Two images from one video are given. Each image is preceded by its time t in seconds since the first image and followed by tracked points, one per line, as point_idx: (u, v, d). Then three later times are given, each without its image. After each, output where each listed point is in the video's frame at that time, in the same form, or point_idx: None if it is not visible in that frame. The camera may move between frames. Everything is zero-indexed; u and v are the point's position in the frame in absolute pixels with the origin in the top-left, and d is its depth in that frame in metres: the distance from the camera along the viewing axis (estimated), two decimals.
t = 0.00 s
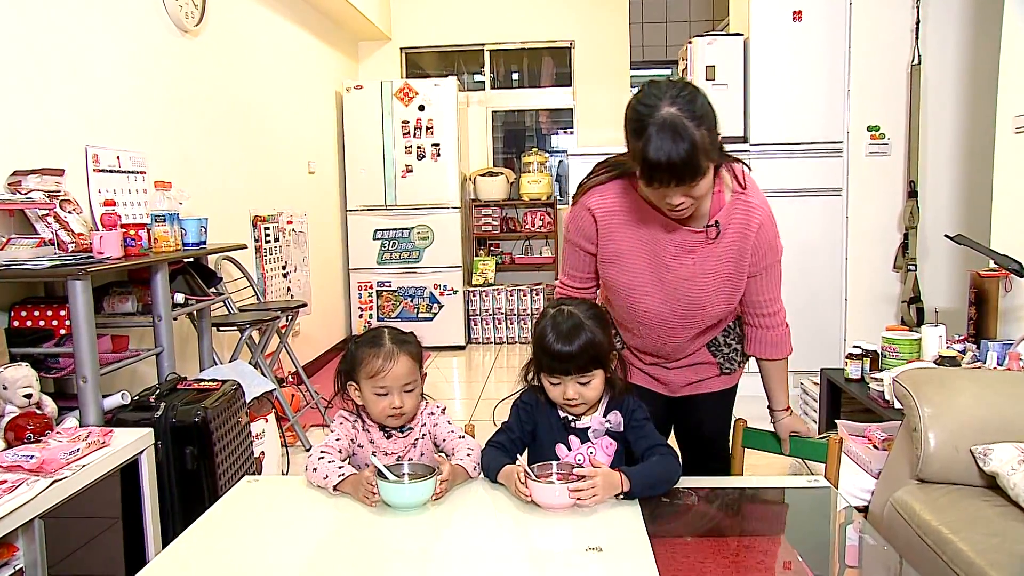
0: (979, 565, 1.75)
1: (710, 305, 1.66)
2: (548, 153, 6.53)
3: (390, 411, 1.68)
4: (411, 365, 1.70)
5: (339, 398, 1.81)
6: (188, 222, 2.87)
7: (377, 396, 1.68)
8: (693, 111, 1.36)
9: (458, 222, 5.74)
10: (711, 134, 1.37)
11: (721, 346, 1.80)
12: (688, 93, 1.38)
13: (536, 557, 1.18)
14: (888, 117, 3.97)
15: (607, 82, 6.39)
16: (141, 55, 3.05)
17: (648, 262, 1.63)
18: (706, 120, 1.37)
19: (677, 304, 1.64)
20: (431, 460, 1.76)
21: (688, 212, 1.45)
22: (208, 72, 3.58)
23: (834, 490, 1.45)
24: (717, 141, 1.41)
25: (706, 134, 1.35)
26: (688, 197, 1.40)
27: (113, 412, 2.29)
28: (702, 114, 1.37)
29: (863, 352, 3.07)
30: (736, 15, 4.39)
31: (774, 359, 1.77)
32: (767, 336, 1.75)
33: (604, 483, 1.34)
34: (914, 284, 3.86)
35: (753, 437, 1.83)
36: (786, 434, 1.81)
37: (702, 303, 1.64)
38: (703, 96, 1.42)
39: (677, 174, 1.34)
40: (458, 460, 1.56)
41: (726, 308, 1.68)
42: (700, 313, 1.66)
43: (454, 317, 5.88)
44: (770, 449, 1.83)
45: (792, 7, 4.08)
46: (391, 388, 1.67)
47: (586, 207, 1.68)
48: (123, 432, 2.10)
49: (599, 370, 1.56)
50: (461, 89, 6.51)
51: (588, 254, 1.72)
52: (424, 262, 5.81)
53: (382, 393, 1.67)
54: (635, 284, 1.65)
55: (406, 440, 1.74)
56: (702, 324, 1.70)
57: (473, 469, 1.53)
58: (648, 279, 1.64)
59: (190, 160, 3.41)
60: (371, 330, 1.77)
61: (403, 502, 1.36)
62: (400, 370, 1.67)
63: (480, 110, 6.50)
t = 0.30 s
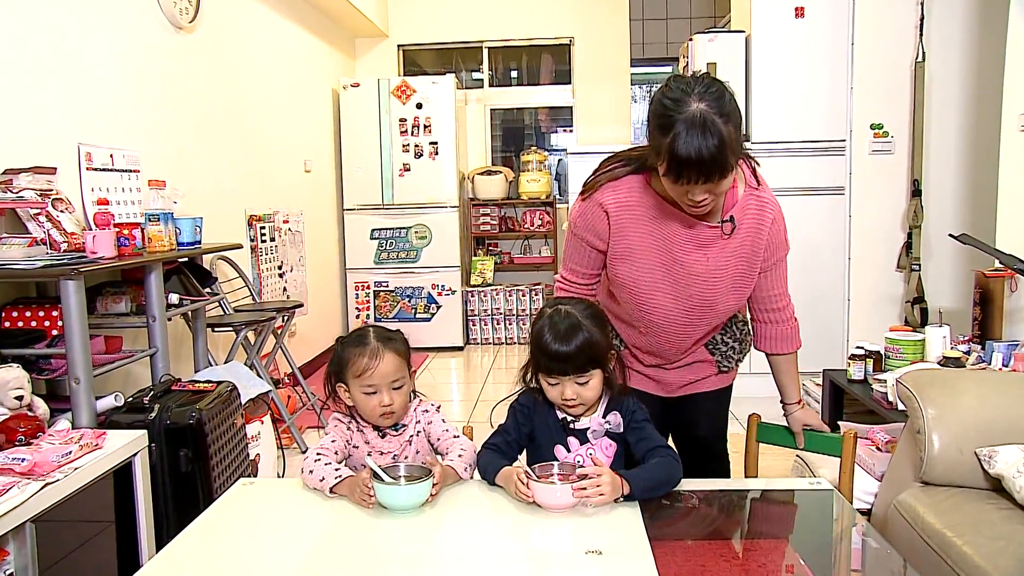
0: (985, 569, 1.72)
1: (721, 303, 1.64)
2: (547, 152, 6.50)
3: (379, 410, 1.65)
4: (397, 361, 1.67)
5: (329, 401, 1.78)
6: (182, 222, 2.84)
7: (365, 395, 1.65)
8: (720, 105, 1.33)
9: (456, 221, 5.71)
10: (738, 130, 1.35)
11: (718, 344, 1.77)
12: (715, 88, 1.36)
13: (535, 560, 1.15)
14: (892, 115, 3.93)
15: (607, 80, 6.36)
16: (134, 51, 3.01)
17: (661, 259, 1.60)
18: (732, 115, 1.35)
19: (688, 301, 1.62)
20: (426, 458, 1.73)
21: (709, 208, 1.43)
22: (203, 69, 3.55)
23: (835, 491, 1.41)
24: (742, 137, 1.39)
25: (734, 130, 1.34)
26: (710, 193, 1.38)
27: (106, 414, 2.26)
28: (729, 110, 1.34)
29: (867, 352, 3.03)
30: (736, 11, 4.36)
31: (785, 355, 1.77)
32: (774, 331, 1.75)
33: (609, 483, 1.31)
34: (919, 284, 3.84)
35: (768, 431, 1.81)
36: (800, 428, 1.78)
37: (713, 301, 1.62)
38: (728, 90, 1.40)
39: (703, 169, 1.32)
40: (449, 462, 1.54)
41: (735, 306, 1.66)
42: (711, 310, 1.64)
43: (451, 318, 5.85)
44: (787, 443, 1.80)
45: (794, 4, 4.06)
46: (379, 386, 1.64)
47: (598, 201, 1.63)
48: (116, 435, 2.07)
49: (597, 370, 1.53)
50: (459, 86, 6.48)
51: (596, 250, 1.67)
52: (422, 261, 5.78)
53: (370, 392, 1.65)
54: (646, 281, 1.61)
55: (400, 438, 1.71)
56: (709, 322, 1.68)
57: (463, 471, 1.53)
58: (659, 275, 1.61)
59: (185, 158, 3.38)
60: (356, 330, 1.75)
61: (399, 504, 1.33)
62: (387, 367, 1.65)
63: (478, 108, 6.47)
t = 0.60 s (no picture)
0: (988, 571, 1.70)
1: (712, 308, 1.62)
2: (546, 150, 6.48)
3: (371, 406, 1.63)
4: (386, 357, 1.65)
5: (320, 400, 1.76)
6: (177, 221, 2.82)
7: (356, 392, 1.63)
8: (716, 104, 1.31)
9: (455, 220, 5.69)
10: (733, 129, 1.33)
11: (702, 348, 1.75)
12: (712, 87, 1.34)
13: (534, 561, 1.14)
14: (893, 114, 3.91)
15: (606, 78, 6.34)
16: (129, 48, 3.00)
17: (652, 259, 1.58)
18: (728, 114, 1.33)
19: (676, 304, 1.60)
20: (420, 454, 1.72)
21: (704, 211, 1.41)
22: (199, 66, 3.53)
23: (835, 490, 1.40)
24: (738, 137, 1.36)
25: (729, 130, 1.31)
26: (703, 193, 1.35)
27: (101, 415, 2.24)
28: (725, 108, 1.32)
29: (868, 352, 3.02)
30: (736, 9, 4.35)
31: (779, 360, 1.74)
32: (772, 336, 1.72)
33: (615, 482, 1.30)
34: (921, 284, 3.83)
35: (771, 432, 1.80)
36: (806, 428, 1.75)
37: (703, 306, 1.60)
38: (726, 90, 1.37)
39: (695, 167, 1.30)
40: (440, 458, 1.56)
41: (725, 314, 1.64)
42: (699, 316, 1.62)
43: (450, 318, 5.83)
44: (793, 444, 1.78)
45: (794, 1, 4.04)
46: (369, 383, 1.63)
47: (594, 196, 1.61)
48: (111, 435, 2.05)
49: (593, 369, 1.51)
50: (457, 85, 6.46)
51: (589, 247, 1.65)
52: (421, 261, 5.76)
53: (360, 388, 1.63)
54: (637, 281, 1.59)
55: (392, 433, 1.70)
56: (697, 327, 1.66)
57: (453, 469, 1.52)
58: (651, 276, 1.59)
59: (181, 156, 3.36)
60: (344, 328, 1.73)
61: (390, 500, 1.32)
62: (377, 362, 1.63)
63: (477, 106, 6.45)
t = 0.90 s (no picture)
0: (986, 571, 1.70)
1: (711, 263, 1.59)
2: (545, 150, 6.48)
3: (370, 403, 1.64)
4: (386, 354, 1.64)
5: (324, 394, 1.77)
6: (175, 221, 2.81)
7: (356, 389, 1.63)
8: (683, 43, 1.31)
9: (453, 220, 5.69)
10: (703, 68, 1.33)
11: (700, 324, 1.66)
12: (680, 30, 1.35)
13: (530, 560, 1.13)
14: (891, 113, 3.91)
15: (605, 77, 6.34)
16: (127, 46, 2.99)
17: (646, 215, 1.56)
18: (697, 54, 1.33)
19: (675, 260, 1.57)
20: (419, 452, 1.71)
21: (682, 154, 1.40)
22: (196, 66, 3.52)
23: (835, 491, 1.38)
24: (709, 80, 1.36)
25: (698, 67, 1.31)
26: (678, 133, 1.34)
27: (98, 415, 2.24)
28: (693, 48, 1.32)
29: (866, 352, 3.02)
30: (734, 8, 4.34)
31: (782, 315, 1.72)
32: (773, 289, 1.71)
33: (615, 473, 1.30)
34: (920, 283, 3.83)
35: (770, 432, 1.80)
36: (808, 388, 1.73)
37: (702, 259, 1.57)
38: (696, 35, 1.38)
39: (664, 103, 1.30)
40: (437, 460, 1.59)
41: (725, 270, 1.61)
42: (699, 272, 1.59)
43: (448, 318, 5.82)
44: (793, 444, 1.78)
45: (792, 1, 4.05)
46: (368, 380, 1.62)
47: (579, 167, 1.60)
48: (108, 436, 2.04)
49: (587, 368, 1.50)
50: (455, 84, 6.46)
51: (578, 219, 1.62)
52: (419, 260, 5.76)
53: (360, 385, 1.63)
54: (632, 241, 1.56)
55: (392, 428, 1.70)
56: (699, 289, 1.61)
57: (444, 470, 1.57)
58: (646, 234, 1.56)
59: (178, 155, 3.35)
60: (347, 324, 1.72)
61: (387, 494, 1.35)
62: (376, 360, 1.62)
63: (475, 106, 6.45)
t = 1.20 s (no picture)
0: (985, 570, 1.69)
1: (694, 214, 1.46)
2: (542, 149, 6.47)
3: (372, 400, 1.63)
4: (390, 353, 1.63)
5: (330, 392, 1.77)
6: (171, 221, 2.80)
7: (359, 385, 1.63)
8: None
9: (450, 219, 5.68)
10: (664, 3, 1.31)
11: (705, 339, 1.51)
12: None
13: (528, 561, 1.13)
14: (889, 113, 3.91)
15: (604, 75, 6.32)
16: (122, 45, 2.98)
17: (620, 165, 1.49)
18: None
19: (651, 209, 1.47)
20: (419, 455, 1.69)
21: (654, 96, 1.36)
22: (192, 64, 3.51)
23: (832, 490, 1.38)
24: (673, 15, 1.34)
25: (654, 2, 1.28)
26: (641, 71, 1.31)
27: (94, 415, 2.23)
28: None
29: (864, 352, 3.02)
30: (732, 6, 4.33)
31: (790, 280, 1.52)
32: (776, 249, 1.52)
33: (572, 428, 1.36)
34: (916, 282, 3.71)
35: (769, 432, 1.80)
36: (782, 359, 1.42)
37: (681, 207, 1.46)
38: None
39: (621, 40, 1.28)
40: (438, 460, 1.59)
41: (712, 224, 1.47)
42: (678, 224, 1.47)
43: (445, 317, 5.82)
44: (792, 444, 1.77)
45: None
46: (370, 376, 1.62)
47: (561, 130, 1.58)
48: (104, 436, 2.03)
49: (584, 366, 1.50)
50: (453, 83, 6.45)
51: (562, 180, 1.58)
52: (416, 260, 5.75)
53: (363, 381, 1.62)
54: (607, 191, 1.49)
55: (393, 428, 1.68)
56: (686, 246, 1.47)
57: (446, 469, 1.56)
58: (621, 183, 1.48)
59: (174, 154, 3.34)
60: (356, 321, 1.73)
61: (384, 490, 1.36)
62: (379, 357, 1.62)
63: (472, 105, 6.44)
